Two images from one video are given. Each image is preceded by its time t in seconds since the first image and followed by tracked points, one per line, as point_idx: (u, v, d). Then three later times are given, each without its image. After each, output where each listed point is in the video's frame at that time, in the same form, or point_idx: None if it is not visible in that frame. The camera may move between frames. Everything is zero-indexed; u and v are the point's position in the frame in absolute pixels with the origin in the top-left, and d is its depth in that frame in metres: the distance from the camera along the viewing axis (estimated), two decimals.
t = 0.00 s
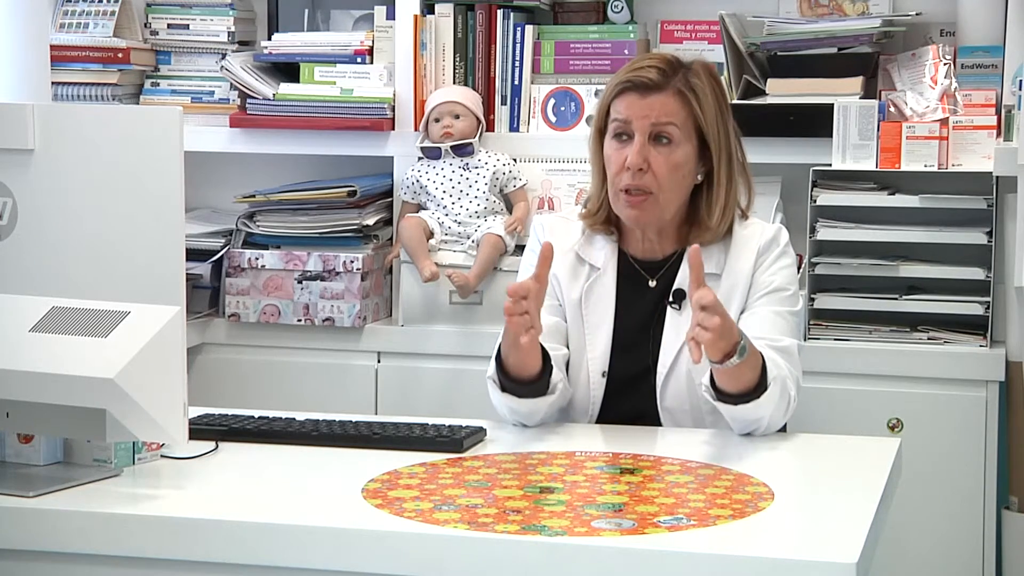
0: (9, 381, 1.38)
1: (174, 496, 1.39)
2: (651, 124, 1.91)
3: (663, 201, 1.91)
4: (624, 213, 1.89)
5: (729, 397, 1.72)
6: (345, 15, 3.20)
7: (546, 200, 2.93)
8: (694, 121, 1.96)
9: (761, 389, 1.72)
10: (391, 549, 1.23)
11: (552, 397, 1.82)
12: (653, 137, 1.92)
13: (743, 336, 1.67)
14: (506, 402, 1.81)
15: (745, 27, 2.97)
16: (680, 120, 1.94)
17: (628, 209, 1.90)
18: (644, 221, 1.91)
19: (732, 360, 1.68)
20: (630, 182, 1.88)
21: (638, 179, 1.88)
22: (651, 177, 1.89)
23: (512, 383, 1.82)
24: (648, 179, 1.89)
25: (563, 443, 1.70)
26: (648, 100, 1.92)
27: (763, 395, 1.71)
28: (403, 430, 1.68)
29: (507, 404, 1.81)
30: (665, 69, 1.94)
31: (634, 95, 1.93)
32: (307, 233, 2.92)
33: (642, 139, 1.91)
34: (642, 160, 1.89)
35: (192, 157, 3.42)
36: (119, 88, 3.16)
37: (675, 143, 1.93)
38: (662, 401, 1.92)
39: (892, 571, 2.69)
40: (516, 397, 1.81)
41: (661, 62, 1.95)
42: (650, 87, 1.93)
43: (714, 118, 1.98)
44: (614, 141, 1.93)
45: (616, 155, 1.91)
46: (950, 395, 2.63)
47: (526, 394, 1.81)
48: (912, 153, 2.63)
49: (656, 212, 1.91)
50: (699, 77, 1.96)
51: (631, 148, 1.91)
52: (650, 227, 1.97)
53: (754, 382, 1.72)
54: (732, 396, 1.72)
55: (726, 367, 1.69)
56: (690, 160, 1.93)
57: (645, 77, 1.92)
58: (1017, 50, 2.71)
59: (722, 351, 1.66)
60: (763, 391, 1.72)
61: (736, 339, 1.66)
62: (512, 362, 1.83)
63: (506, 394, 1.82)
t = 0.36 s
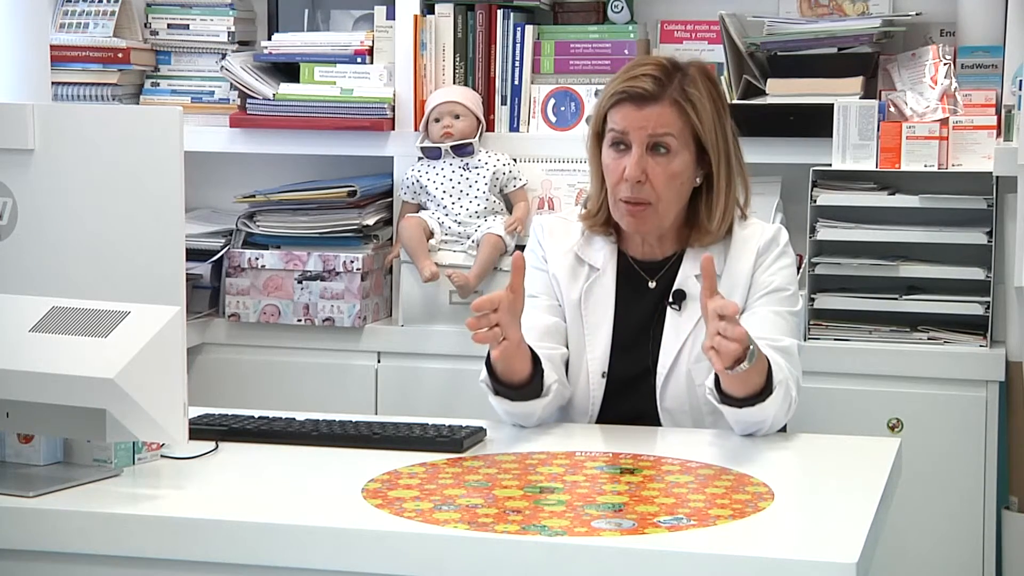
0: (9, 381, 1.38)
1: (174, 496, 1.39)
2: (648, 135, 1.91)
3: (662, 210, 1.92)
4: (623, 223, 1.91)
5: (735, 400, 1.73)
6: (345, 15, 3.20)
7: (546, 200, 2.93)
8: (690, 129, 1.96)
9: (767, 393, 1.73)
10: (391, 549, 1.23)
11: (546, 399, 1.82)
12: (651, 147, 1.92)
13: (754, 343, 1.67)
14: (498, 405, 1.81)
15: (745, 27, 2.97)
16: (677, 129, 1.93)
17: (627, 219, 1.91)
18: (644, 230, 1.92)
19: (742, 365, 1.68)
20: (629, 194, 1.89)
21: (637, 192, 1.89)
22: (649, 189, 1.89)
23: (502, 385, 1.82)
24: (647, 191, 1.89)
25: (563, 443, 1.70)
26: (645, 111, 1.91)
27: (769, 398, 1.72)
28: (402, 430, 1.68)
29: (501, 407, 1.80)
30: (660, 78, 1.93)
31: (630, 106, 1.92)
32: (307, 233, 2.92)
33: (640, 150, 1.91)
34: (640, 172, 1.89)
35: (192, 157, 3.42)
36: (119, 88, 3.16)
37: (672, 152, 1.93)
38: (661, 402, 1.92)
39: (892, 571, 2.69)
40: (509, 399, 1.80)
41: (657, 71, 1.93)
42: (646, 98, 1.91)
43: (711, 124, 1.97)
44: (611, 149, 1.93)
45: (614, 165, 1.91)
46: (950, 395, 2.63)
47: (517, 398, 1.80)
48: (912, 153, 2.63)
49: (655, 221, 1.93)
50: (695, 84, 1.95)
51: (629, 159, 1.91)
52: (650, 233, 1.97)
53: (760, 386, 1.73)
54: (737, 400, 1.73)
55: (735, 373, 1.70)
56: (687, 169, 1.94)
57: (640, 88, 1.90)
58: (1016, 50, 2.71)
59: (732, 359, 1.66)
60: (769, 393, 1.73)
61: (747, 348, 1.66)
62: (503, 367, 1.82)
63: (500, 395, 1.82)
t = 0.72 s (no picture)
0: (9, 381, 1.38)
1: (174, 496, 1.39)
2: (646, 122, 1.91)
3: (660, 196, 1.90)
4: (622, 210, 1.88)
5: (711, 396, 1.74)
6: (345, 15, 3.20)
7: (546, 200, 2.93)
8: (689, 119, 1.96)
9: (741, 387, 1.72)
10: (392, 549, 1.23)
11: (559, 397, 1.82)
12: (649, 135, 1.92)
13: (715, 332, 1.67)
14: (514, 400, 1.81)
15: (744, 27, 2.97)
16: (675, 118, 1.93)
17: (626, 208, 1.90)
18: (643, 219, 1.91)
19: (706, 357, 1.69)
20: (627, 180, 1.88)
21: (634, 177, 1.88)
22: (648, 174, 1.88)
23: (522, 379, 1.81)
24: (645, 176, 1.88)
25: (563, 443, 1.70)
26: (644, 98, 1.92)
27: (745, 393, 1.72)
28: (402, 430, 1.68)
29: (515, 401, 1.81)
30: (659, 68, 1.94)
31: (629, 93, 1.93)
32: (307, 233, 2.92)
33: (638, 137, 1.91)
34: (638, 158, 1.88)
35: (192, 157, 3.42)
36: (119, 88, 3.16)
37: (671, 140, 1.92)
38: (661, 400, 1.92)
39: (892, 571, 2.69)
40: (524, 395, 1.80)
41: (655, 61, 1.94)
42: (644, 86, 1.92)
43: (710, 115, 1.98)
44: (610, 140, 1.93)
45: (613, 153, 1.91)
46: (950, 396, 2.63)
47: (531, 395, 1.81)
48: (912, 153, 2.63)
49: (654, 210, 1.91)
50: (694, 75, 1.96)
51: (627, 146, 1.90)
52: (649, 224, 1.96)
53: (735, 380, 1.73)
54: (713, 395, 1.73)
55: (702, 366, 1.70)
56: (686, 158, 1.93)
57: (639, 76, 1.92)
58: (1017, 50, 2.71)
59: (693, 348, 1.67)
60: (745, 389, 1.72)
61: (708, 334, 1.67)
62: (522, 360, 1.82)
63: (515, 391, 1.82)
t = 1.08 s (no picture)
0: (9, 381, 1.38)
1: (174, 496, 1.39)
2: (643, 131, 1.90)
3: (660, 205, 1.91)
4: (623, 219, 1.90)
5: (677, 380, 1.77)
6: (345, 15, 3.19)
7: (546, 200, 2.92)
8: (686, 124, 1.95)
9: (705, 372, 1.76)
10: (392, 549, 1.23)
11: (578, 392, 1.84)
12: (647, 143, 1.91)
13: (678, 310, 1.72)
14: (543, 391, 1.81)
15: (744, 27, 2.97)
16: (673, 125, 1.92)
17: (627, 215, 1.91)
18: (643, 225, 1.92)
19: (669, 337, 1.73)
20: (627, 190, 1.88)
21: (634, 188, 1.88)
22: (646, 184, 1.89)
23: (555, 369, 1.82)
24: (644, 186, 1.89)
25: (563, 443, 1.70)
26: (639, 107, 1.91)
27: (708, 379, 1.75)
28: (402, 430, 1.68)
29: (539, 388, 1.81)
30: (654, 74, 1.92)
31: (624, 102, 1.91)
32: (307, 233, 2.92)
33: (636, 146, 1.90)
34: (636, 168, 1.88)
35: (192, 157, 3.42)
36: (119, 88, 3.16)
37: (669, 147, 1.92)
38: (661, 397, 1.91)
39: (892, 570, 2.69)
40: (554, 388, 1.81)
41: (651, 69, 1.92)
42: (640, 94, 1.91)
43: (707, 118, 1.96)
44: (609, 147, 1.93)
45: (611, 162, 1.90)
46: (950, 396, 2.63)
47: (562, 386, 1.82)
48: (912, 153, 2.63)
49: (654, 216, 1.92)
50: (689, 79, 1.95)
51: (625, 155, 1.90)
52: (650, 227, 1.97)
53: (698, 364, 1.76)
54: (681, 380, 1.77)
55: (666, 347, 1.74)
56: (684, 164, 1.93)
57: (633, 85, 1.90)
58: (1017, 50, 2.71)
59: (654, 322, 1.72)
60: (708, 374, 1.76)
61: (670, 310, 1.72)
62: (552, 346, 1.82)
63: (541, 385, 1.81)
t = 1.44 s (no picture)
0: (9, 381, 1.38)
1: (175, 496, 1.39)
2: (639, 142, 1.90)
3: (656, 214, 1.91)
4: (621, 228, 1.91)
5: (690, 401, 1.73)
6: (345, 15, 3.19)
7: (546, 200, 2.92)
8: (682, 132, 1.94)
9: (720, 394, 1.72)
10: (392, 548, 1.23)
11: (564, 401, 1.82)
12: (642, 153, 1.91)
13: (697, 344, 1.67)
14: (520, 404, 1.80)
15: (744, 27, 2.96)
16: (668, 135, 1.92)
17: (623, 224, 1.91)
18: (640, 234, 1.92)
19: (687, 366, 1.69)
20: (622, 201, 1.88)
21: (630, 199, 1.88)
22: (642, 194, 1.89)
23: (528, 387, 1.80)
24: (640, 197, 1.89)
25: (563, 443, 1.70)
26: (634, 118, 1.90)
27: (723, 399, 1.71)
28: (403, 430, 1.68)
29: (520, 405, 1.80)
30: (649, 83, 1.92)
31: (619, 112, 1.91)
32: (307, 233, 2.92)
33: (631, 156, 1.89)
34: (632, 179, 1.88)
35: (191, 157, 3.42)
36: (119, 88, 3.16)
37: (664, 157, 1.91)
38: (660, 399, 1.92)
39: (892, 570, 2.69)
40: (531, 401, 1.80)
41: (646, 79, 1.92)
42: (635, 105, 1.90)
43: (703, 126, 1.95)
44: (605, 156, 1.92)
45: (607, 172, 1.90)
46: (950, 395, 2.63)
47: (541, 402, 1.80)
48: (912, 153, 2.63)
49: (650, 224, 1.92)
50: (685, 88, 1.94)
51: (621, 165, 1.90)
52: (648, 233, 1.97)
53: (713, 388, 1.72)
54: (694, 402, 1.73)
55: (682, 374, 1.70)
56: (680, 173, 1.93)
57: (628, 95, 1.90)
58: (1017, 50, 2.71)
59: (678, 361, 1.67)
60: (723, 394, 1.72)
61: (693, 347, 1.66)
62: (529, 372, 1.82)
63: (520, 397, 1.81)
